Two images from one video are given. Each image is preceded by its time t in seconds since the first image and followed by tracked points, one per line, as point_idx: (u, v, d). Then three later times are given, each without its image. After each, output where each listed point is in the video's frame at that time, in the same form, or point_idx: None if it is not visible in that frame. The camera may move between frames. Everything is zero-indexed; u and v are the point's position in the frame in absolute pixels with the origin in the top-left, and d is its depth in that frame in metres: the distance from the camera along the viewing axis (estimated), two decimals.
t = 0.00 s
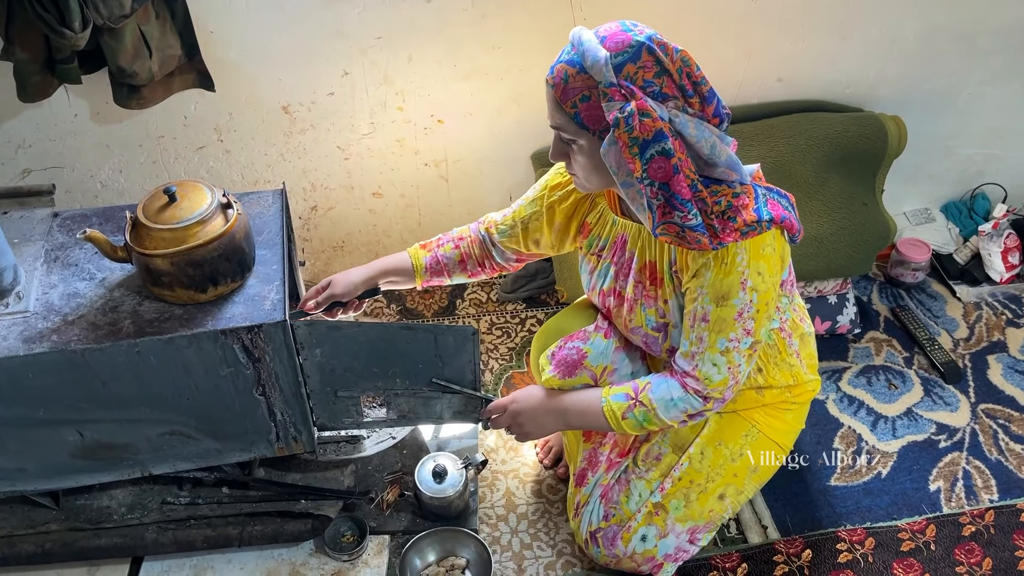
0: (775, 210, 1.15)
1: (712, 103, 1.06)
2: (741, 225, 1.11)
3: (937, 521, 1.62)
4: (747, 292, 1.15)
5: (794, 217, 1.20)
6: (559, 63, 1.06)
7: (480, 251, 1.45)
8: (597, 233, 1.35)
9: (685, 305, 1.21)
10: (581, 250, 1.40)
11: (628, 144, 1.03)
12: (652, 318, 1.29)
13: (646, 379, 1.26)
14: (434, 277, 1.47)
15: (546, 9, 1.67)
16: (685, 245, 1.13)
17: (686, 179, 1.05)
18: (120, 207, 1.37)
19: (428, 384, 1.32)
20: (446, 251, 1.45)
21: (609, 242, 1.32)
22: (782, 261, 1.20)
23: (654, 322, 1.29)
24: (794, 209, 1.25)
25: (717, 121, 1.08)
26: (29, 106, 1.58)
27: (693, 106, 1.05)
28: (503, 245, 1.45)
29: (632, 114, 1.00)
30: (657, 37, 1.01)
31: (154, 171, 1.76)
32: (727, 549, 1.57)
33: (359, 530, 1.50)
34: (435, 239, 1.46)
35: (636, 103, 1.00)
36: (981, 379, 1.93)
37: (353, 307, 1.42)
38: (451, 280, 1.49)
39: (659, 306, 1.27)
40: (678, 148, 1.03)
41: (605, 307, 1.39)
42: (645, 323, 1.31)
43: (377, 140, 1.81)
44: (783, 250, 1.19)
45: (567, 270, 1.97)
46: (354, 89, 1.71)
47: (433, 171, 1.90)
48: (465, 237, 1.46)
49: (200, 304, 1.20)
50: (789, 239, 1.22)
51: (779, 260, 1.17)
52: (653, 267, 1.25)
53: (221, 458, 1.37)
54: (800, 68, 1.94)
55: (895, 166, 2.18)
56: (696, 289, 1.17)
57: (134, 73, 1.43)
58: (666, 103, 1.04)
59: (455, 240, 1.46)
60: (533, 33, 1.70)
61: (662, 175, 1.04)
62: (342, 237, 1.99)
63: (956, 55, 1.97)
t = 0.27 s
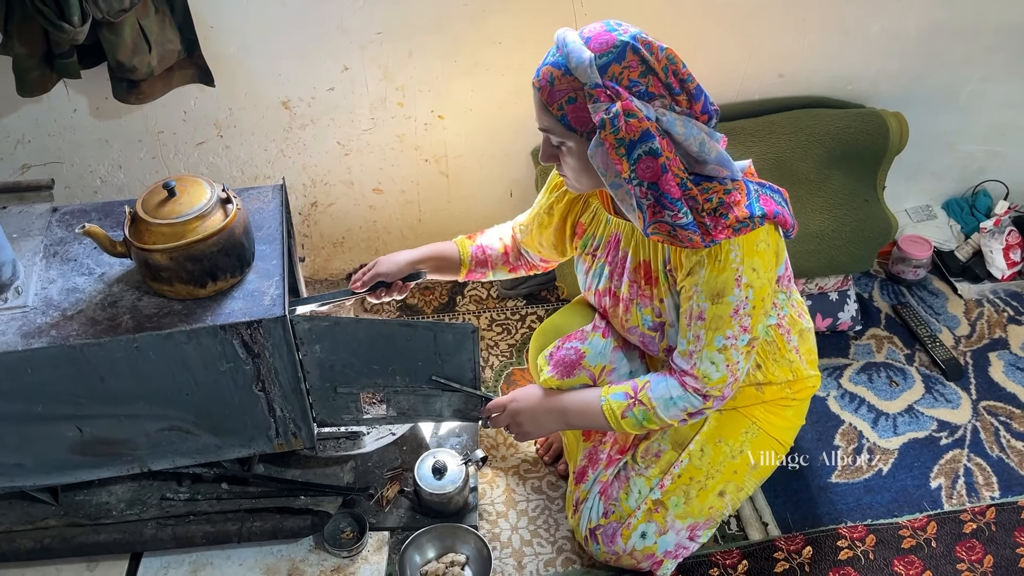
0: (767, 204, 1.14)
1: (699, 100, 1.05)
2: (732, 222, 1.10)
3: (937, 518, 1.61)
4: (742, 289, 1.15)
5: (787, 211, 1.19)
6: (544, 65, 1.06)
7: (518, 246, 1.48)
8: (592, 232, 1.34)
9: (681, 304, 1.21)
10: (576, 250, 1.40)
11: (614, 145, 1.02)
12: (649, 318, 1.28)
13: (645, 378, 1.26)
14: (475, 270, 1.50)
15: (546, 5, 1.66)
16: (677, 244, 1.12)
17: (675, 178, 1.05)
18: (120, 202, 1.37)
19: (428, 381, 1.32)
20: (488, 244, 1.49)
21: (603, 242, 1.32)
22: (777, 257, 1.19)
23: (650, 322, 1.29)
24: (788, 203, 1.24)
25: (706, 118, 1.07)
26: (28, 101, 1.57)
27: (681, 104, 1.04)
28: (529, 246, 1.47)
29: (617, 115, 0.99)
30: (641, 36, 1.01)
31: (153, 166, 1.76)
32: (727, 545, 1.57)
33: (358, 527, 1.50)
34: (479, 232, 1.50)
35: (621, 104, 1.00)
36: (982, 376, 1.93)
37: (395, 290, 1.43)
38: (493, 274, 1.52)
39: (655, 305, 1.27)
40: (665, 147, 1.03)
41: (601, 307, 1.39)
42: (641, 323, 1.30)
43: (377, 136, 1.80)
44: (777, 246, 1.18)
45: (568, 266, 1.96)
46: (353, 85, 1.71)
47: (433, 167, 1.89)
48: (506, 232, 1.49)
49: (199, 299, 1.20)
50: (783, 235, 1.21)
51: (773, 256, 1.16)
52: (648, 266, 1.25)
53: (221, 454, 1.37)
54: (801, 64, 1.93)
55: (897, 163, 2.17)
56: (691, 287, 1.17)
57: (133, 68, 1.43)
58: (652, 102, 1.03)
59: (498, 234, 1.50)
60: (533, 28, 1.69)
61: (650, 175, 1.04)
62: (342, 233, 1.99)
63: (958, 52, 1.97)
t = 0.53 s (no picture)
0: (776, 204, 1.14)
1: (710, 96, 1.04)
2: (740, 220, 1.10)
3: (940, 516, 1.61)
4: (748, 287, 1.15)
5: (796, 210, 1.18)
6: (555, 58, 1.06)
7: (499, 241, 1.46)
8: (602, 225, 1.34)
9: (687, 300, 1.21)
10: (586, 243, 1.40)
11: (621, 140, 1.02)
12: (655, 313, 1.28)
13: (648, 374, 1.26)
14: (455, 268, 1.48)
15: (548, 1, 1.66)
16: (685, 239, 1.12)
17: (682, 174, 1.04)
18: (122, 198, 1.36)
19: (430, 376, 1.31)
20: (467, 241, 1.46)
21: (611, 235, 1.32)
22: (785, 256, 1.19)
23: (656, 317, 1.29)
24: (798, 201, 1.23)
25: (716, 114, 1.06)
26: (30, 97, 1.57)
27: (690, 100, 1.03)
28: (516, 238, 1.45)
29: (624, 110, 0.99)
30: (652, 31, 1.00)
31: (156, 163, 1.76)
32: (729, 543, 1.57)
33: (361, 524, 1.49)
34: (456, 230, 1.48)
35: (629, 99, 0.99)
36: (985, 374, 1.92)
37: (374, 296, 1.40)
38: (472, 270, 1.49)
39: (661, 301, 1.27)
40: (672, 143, 1.02)
41: (609, 301, 1.39)
42: (647, 318, 1.30)
43: (379, 132, 1.80)
44: (785, 246, 1.19)
45: (570, 263, 1.96)
46: (355, 81, 1.70)
47: (435, 164, 1.89)
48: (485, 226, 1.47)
49: (202, 295, 1.20)
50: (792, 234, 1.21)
51: (780, 255, 1.16)
52: (655, 262, 1.24)
53: (222, 450, 1.37)
54: (804, 62, 1.93)
55: (899, 160, 2.17)
56: (697, 284, 1.17)
57: (136, 64, 1.42)
58: (661, 97, 1.02)
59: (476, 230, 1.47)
60: (536, 25, 1.69)
61: (657, 171, 1.03)
62: (344, 230, 1.99)
63: (961, 49, 1.96)
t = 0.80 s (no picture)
0: (786, 200, 1.14)
1: (726, 91, 1.05)
2: (753, 216, 1.09)
3: (943, 514, 1.61)
4: (757, 282, 1.15)
5: (804, 207, 1.19)
6: (573, 47, 1.05)
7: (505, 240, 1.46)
8: (607, 222, 1.34)
9: (694, 295, 1.20)
10: (588, 239, 1.40)
11: (643, 129, 1.01)
12: (660, 308, 1.27)
13: (652, 369, 1.26)
14: (461, 266, 1.47)
15: None
16: (696, 234, 1.11)
17: (701, 167, 1.04)
18: (124, 195, 1.36)
19: (432, 373, 1.31)
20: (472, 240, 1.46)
21: (617, 231, 1.31)
22: (793, 252, 1.20)
23: (662, 312, 1.28)
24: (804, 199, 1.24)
25: (729, 110, 1.07)
26: (32, 94, 1.57)
27: (707, 95, 1.04)
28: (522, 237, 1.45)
29: (649, 99, 0.99)
30: (674, 24, 1.01)
31: (158, 160, 1.76)
32: (731, 541, 1.56)
33: (363, 522, 1.49)
34: (461, 228, 1.47)
35: (652, 89, 0.99)
36: (988, 373, 1.92)
37: (377, 294, 1.43)
38: (476, 269, 1.49)
39: (667, 296, 1.26)
40: (693, 135, 1.02)
41: (612, 297, 1.38)
42: (652, 313, 1.29)
43: (381, 130, 1.80)
44: (793, 242, 1.19)
45: (572, 261, 1.96)
46: (358, 79, 1.70)
47: (437, 162, 1.89)
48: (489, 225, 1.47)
49: (204, 292, 1.19)
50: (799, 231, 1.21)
51: (789, 251, 1.17)
52: (661, 257, 1.25)
53: (224, 448, 1.37)
54: (807, 60, 1.93)
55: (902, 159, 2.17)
56: (706, 279, 1.16)
57: (138, 61, 1.42)
58: (680, 90, 1.03)
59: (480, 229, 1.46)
60: (538, 23, 1.69)
61: (676, 162, 1.03)
62: (346, 228, 1.99)
63: (964, 47, 1.96)
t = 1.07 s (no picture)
0: (784, 199, 1.14)
1: (724, 90, 1.04)
2: (749, 214, 1.09)
3: (943, 515, 1.61)
4: (755, 282, 1.14)
5: (803, 206, 1.18)
6: (571, 44, 1.05)
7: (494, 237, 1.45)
8: (607, 221, 1.34)
9: (692, 295, 1.20)
10: (589, 238, 1.40)
11: (638, 126, 1.02)
12: (659, 308, 1.28)
13: (652, 369, 1.26)
14: (450, 263, 1.47)
15: None
16: (693, 231, 1.12)
17: (696, 164, 1.04)
18: (126, 195, 1.37)
19: (433, 372, 1.31)
20: (462, 238, 1.45)
21: (617, 230, 1.32)
22: (791, 252, 1.20)
23: (661, 312, 1.28)
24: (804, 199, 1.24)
25: (728, 109, 1.07)
26: (34, 94, 1.57)
27: (705, 93, 1.04)
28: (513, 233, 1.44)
29: (644, 95, 0.99)
30: (671, 22, 1.01)
31: (159, 160, 1.76)
32: (732, 541, 1.57)
33: (363, 521, 1.49)
34: (450, 227, 1.46)
35: (648, 85, 1.00)
36: (989, 374, 1.92)
37: (371, 295, 1.43)
38: (466, 266, 1.49)
39: (667, 296, 1.26)
40: (688, 133, 1.02)
41: (613, 296, 1.38)
42: (651, 313, 1.29)
43: (382, 130, 1.80)
44: (791, 242, 1.18)
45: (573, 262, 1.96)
46: (359, 79, 1.70)
47: (439, 162, 1.89)
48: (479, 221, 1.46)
49: (206, 292, 1.20)
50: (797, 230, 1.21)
51: (788, 251, 1.16)
52: (661, 257, 1.25)
53: (226, 448, 1.37)
54: (808, 61, 1.93)
55: (903, 160, 2.17)
56: (703, 279, 1.16)
57: (140, 61, 1.42)
58: (677, 87, 1.03)
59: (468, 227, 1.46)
60: (539, 23, 1.69)
61: (671, 159, 1.03)
62: (347, 228, 1.99)
63: (965, 48, 1.96)
